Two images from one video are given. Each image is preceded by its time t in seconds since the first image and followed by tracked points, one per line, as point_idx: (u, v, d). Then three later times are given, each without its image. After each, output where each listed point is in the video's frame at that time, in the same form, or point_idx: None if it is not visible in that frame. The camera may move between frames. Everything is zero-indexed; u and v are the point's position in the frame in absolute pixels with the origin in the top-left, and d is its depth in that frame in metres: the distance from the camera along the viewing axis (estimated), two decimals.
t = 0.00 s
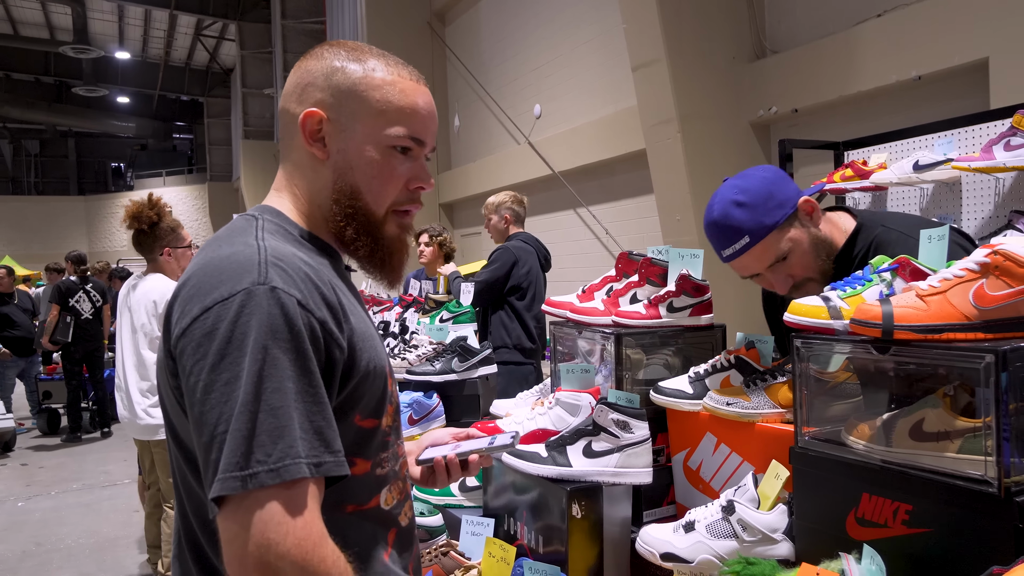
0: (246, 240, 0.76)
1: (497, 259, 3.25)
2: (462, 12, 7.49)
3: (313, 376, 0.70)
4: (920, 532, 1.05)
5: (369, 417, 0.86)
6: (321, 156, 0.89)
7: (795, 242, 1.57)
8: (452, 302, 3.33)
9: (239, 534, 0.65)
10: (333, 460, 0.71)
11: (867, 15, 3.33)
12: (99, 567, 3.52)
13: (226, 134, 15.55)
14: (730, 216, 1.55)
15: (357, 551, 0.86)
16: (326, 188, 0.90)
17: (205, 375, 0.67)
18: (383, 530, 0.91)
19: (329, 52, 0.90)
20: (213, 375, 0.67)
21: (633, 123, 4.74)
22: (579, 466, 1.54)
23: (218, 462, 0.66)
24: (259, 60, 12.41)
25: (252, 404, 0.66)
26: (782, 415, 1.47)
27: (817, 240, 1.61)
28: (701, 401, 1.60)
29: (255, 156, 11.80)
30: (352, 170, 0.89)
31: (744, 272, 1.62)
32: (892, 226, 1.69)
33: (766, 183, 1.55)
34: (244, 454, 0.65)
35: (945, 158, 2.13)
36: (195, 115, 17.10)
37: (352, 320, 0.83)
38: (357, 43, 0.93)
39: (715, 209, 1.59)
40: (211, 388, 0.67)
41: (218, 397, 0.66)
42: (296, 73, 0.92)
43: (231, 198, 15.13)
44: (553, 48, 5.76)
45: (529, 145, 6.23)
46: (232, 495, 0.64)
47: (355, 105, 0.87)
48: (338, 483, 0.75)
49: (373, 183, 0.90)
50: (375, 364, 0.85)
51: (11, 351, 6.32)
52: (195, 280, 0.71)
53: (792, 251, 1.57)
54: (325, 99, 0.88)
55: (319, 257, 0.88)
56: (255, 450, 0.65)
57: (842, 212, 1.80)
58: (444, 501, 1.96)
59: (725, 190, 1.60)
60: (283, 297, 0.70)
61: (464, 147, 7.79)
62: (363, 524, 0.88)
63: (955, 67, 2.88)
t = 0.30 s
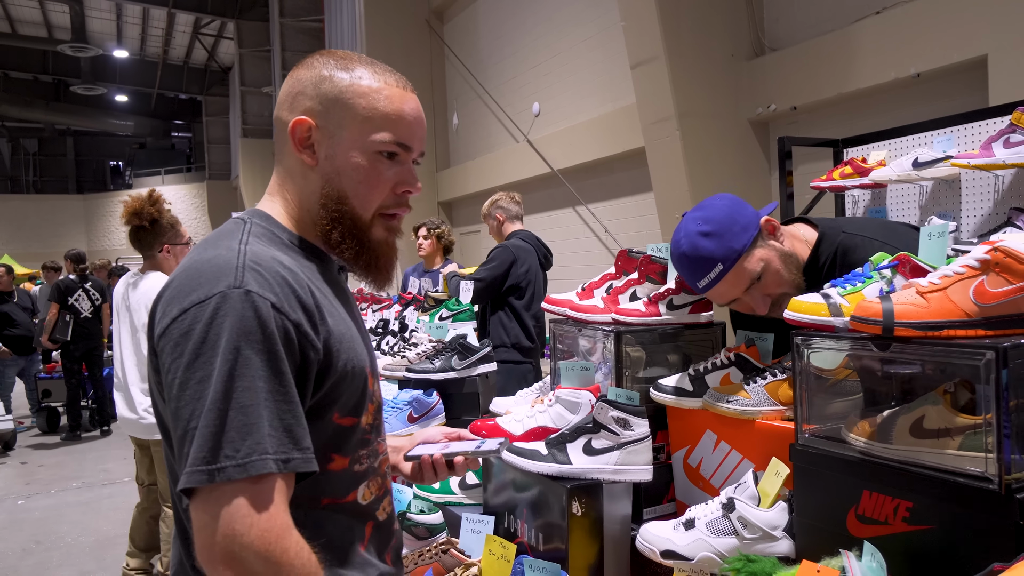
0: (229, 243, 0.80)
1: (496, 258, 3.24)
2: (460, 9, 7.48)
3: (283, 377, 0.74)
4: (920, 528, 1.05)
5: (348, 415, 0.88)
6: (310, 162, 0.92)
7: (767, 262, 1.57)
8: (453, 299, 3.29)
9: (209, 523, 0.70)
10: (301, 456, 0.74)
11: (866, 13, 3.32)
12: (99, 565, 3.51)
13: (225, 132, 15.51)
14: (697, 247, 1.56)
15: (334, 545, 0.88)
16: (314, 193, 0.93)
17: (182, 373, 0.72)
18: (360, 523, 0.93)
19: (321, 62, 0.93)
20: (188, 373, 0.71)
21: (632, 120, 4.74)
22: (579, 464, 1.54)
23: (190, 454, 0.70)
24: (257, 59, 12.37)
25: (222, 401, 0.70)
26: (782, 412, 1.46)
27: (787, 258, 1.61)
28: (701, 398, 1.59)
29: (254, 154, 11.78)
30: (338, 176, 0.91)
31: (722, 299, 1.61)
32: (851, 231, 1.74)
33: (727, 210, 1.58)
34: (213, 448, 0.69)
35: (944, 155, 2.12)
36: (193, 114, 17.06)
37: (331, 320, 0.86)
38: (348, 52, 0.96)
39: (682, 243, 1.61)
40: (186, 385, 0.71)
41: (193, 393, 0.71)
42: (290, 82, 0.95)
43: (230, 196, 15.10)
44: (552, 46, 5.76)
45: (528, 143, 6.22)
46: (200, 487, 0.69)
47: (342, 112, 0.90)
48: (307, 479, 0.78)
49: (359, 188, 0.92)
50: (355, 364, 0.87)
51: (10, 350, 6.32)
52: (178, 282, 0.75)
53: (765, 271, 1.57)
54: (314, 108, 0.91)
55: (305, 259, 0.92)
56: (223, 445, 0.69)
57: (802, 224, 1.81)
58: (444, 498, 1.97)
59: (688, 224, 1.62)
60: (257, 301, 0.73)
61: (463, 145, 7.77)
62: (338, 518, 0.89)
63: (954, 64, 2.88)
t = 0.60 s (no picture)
0: (207, 256, 0.85)
1: (496, 258, 3.26)
2: (462, 9, 7.48)
3: (243, 386, 0.78)
4: (923, 527, 1.05)
5: (323, 423, 0.93)
6: (307, 177, 0.97)
7: (756, 256, 1.59)
8: (455, 300, 3.16)
9: (168, 522, 0.75)
10: (259, 464, 0.78)
11: (868, 11, 3.32)
12: (102, 565, 3.53)
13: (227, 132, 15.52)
14: (689, 240, 1.58)
15: (310, 545, 0.93)
16: (309, 207, 0.98)
17: (149, 378, 0.77)
18: (337, 526, 0.98)
19: (321, 78, 0.98)
20: (154, 379, 0.76)
21: (633, 120, 4.74)
22: (582, 463, 1.54)
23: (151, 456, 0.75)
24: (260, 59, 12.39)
25: (181, 408, 0.75)
26: (785, 411, 1.46)
27: (776, 254, 1.63)
28: (704, 397, 1.59)
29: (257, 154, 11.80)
30: (333, 191, 0.96)
31: (713, 294, 1.61)
32: (836, 231, 1.73)
33: (717, 206, 1.60)
34: (170, 452, 0.74)
35: (947, 154, 2.12)
36: (196, 114, 17.10)
37: (303, 332, 0.90)
38: (347, 69, 1.01)
39: (673, 237, 1.63)
40: (152, 390, 0.76)
41: (157, 398, 0.76)
42: (289, 97, 1.00)
43: (232, 197, 15.12)
44: (554, 46, 5.75)
45: (529, 143, 6.23)
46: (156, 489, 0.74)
47: (339, 128, 0.95)
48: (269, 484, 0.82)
49: (353, 203, 0.97)
50: (326, 374, 0.91)
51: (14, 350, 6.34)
52: (156, 292, 0.81)
53: (755, 264, 1.58)
54: (311, 124, 0.96)
55: (286, 269, 0.97)
56: (179, 449, 0.74)
57: (787, 225, 1.80)
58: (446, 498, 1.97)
59: (679, 220, 1.64)
60: (223, 313, 0.78)
61: (465, 144, 7.78)
62: (312, 520, 0.94)
63: (957, 62, 2.87)
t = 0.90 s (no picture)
0: (196, 260, 0.86)
1: (498, 256, 3.26)
2: (462, 9, 7.48)
3: (228, 389, 0.78)
4: (921, 527, 1.05)
5: (312, 427, 0.93)
6: (305, 183, 0.97)
7: (791, 218, 1.56)
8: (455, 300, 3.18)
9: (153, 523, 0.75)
10: (245, 465, 0.78)
11: (867, 11, 3.32)
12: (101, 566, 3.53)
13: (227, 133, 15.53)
14: (731, 187, 1.49)
15: (296, 548, 0.93)
16: (308, 213, 0.99)
17: (135, 380, 0.77)
18: (323, 528, 0.98)
19: (321, 85, 0.99)
20: (140, 381, 0.76)
21: (633, 120, 4.74)
22: (581, 464, 1.55)
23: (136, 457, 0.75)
24: (260, 59, 12.39)
25: (166, 409, 0.75)
26: (784, 411, 1.47)
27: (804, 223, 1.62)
28: (703, 398, 1.59)
29: (257, 155, 11.81)
30: (333, 199, 0.97)
31: (742, 250, 1.54)
32: (858, 216, 1.74)
33: (759, 161, 1.54)
34: (155, 454, 0.74)
35: (946, 155, 2.12)
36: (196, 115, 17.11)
37: (290, 335, 0.90)
38: (347, 76, 1.02)
39: (710, 184, 1.53)
40: (137, 393, 0.76)
41: (143, 400, 0.76)
42: (289, 102, 0.99)
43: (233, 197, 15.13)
44: (554, 46, 5.76)
45: (529, 143, 6.23)
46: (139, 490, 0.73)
47: (339, 137, 0.96)
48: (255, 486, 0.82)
49: (352, 212, 0.98)
50: (313, 377, 0.92)
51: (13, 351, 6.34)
52: (144, 295, 0.81)
53: (786, 227, 1.55)
54: (311, 131, 0.96)
55: (276, 272, 0.97)
56: (164, 450, 0.74)
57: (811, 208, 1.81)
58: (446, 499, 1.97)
59: (718, 169, 1.55)
60: (210, 316, 0.78)
61: (465, 145, 7.78)
62: (300, 523, 0.94)
63: (956, 63, 2.87)
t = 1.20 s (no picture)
0: (187, 254, 0.87)
1: (497, 254, 3.27)
2: (461, 11, 7.49)
3: (206, 378, 0.77)
4: (918, 529, 1.05)
5: (302, 425, 0.93)
6: (298, 184, 0.98)
7: (840, 200, 1.52)
8: (454, 301, 3.23)
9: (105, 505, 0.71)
10: (219, 457, 0.76)
11: (865, 14, 3.33)
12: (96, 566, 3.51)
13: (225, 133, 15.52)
14: (788, 156, 1.45)
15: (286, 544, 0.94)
16: (300, 214, 0.99)
17: (110, 366, 0.76)
18: (314, 527, 0.98)
19: (313, 85, 0.99)
20: (116, 367, 0.75)
21: (632, 122, 4.75)
22: (578, 464, 1.55)
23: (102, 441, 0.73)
24: (258, 60, 12.38)
25: (138, 394, 0.73)
26: (780, 413, 1.46)
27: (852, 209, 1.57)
28: (700, 399, 1.60)
29: (255, 155, 11.80)
30: (325, 200, 0.97)
31: (780, 221, 1.52)
32: (911, 212, 1.61)
33: (821, 135, 1.49)
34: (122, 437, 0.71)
35: (944, 157, 2.14)
36: (195, 115, 17.09)
37: (276, 334, 0.90)
38: (339, 77, 1.02)
39: (768, 147, 1.49)
40: (111, 379, 0.75)
41: (115, 384, 0.74)
42: (280, 102, 1.00)
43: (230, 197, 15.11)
44: (552, 48, 5.77)
45: (527, 145, 6.23)
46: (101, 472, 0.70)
47: (331, 138, 0.96)
48: (227, 481, 0.80)
49: (345, 213, 0.98)
50: (298, 375, 0.92)
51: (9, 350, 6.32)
52: (131, 285, 0.82)
53: (833, 209, 1.51)
54: (303, 132, 0.96)
55: (268, 270, 0.98)
56: (130, 435, 0.71)
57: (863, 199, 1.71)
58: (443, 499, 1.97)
59: (776, 135, 1.51)
60: (195, 307, 0.78)
61: (463, 146, 7.78)
62: (291, 520, 0.95)
63: (954, 67, 2.89)
